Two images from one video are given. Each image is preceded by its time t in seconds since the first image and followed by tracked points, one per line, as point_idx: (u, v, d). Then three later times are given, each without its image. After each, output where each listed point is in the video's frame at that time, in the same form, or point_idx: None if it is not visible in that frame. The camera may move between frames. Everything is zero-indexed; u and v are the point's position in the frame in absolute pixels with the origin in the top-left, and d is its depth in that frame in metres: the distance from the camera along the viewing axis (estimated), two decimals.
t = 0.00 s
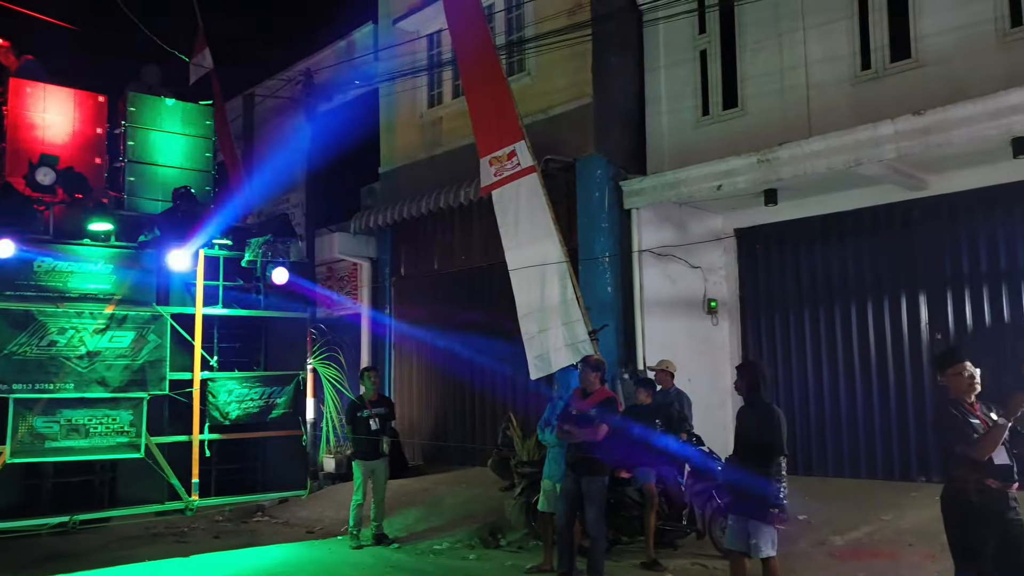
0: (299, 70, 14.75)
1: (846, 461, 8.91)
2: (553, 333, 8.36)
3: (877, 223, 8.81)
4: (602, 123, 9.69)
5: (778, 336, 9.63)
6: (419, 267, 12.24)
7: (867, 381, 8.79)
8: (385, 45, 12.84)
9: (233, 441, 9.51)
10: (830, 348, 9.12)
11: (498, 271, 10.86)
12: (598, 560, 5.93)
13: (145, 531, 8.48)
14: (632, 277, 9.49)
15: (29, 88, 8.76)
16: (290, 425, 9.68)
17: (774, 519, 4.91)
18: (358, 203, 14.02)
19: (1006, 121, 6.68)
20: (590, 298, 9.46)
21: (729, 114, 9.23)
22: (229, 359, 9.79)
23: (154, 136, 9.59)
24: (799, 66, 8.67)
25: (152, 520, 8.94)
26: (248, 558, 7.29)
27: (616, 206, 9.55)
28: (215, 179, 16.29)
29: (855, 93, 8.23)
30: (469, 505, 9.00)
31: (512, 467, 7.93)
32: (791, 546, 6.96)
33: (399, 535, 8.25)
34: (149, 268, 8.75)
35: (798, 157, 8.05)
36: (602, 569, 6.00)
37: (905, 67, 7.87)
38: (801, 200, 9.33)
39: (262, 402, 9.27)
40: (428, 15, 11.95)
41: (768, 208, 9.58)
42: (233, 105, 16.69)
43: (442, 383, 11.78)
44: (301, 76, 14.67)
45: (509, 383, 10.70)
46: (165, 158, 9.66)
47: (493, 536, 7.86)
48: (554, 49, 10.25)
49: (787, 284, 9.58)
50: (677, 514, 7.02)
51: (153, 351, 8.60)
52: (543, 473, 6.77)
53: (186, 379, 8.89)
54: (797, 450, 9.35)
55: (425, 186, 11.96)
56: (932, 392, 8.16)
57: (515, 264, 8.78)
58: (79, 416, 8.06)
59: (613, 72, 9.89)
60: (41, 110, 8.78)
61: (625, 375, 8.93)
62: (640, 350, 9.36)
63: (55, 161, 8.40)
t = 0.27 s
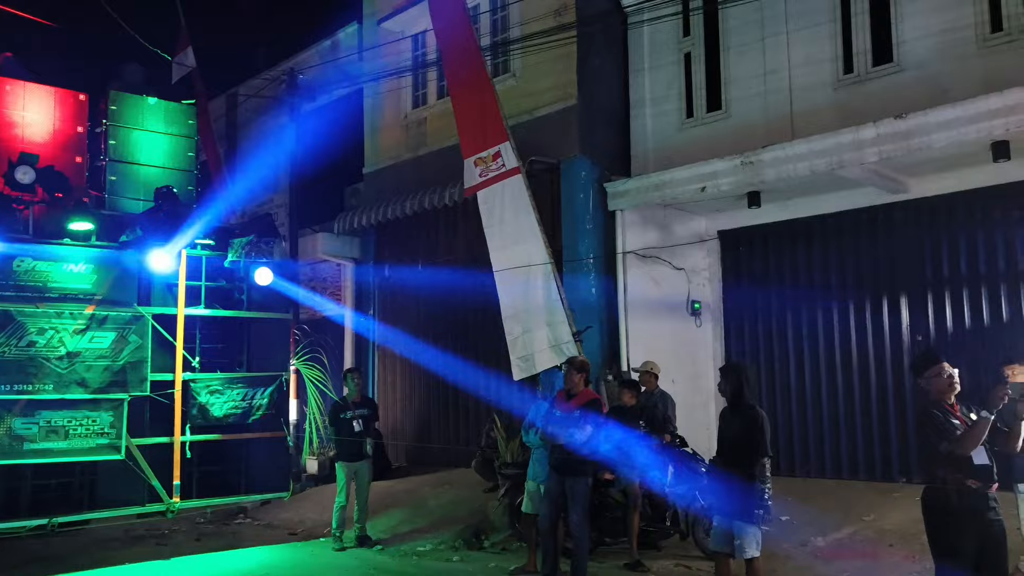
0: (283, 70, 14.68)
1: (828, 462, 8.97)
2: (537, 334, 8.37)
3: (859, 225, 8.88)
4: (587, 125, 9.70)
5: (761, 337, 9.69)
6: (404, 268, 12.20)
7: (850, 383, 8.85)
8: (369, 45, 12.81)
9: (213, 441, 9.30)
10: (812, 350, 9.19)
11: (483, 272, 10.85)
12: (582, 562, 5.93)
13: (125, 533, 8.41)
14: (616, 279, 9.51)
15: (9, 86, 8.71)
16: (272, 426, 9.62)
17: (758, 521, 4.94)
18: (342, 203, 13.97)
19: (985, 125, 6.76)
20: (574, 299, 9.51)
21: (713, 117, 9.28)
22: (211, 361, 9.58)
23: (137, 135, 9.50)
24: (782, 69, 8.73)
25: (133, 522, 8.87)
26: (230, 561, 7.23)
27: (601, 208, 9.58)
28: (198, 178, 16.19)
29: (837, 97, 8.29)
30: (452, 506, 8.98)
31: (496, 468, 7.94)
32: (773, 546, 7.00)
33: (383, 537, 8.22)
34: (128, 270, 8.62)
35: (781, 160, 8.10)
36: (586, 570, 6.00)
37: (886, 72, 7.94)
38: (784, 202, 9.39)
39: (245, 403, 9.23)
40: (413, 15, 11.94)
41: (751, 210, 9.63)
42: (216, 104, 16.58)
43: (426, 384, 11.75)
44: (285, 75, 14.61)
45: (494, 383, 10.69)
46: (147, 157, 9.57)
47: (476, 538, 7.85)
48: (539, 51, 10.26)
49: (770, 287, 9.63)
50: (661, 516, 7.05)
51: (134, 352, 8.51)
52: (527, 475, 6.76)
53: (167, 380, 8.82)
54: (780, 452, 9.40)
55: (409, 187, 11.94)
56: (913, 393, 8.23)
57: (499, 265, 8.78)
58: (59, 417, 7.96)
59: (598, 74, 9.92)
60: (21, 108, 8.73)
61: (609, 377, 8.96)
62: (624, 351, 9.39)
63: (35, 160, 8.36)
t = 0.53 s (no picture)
0: (271, 70, 14.63)
1: (815, 463, 9.00)
2: (527, 336, 8.36)
3: (847, 227, 8.92)
4: (577, 126, 9.71)
5: (749, 339, 9.72)
6: (393, 269, 12.18)
7: (837, 384, 8.89)
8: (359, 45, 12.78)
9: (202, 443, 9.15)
10: (800, 352, 9.23)
11: (472, 273, 10.83)
12: (572, 563, 5.94)
13: (111, 535, 8.35)
14: (606, 280, 9.52)
15: None
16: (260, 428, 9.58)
17: (746, 521, 4.96)
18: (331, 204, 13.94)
19: (972, 128, 6.81)
20: (564, 300, 9.59)
21: (703, 119, 9.31)
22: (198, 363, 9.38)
23: (124, 135, 9.44)
24: (771, 71, 8.77)
25: (119, 524, 8.81)
26: (217, 563, 7.19)
27: (590, 209, 9.59)
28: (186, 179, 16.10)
29: (826, 99, 8.33)
30: (442, 508, 8.97)
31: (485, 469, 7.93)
32: (761, 547, 7.02)
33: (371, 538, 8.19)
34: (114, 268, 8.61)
35: (770, 162, 8.14)
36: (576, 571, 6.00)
37: (874, 74, 7.98)
38: (772, 204, 9.44)
39: (233, 403, 9.28)
40: (402, 15, 11.93)
41: (740, 212, 9.67)
42: (204, 104, 16.51)
43: (415, 386, 11.73)
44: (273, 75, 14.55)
45: (483, 384, 10.68)
46: (135, 156, 9.50)
47: (466, 540, 7.84)
48: (529, 52, 10.27)
49: (758, 289, 9.67)
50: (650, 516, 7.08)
51: (121, 352, 8.45)
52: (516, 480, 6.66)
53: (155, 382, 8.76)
54: (768, 453, 9.43)
55: (398, 188, 11.92)
56: (900, 395, 8.29)
57: (488, 267, 8.78)
58: (45, 419, 7.87)
59: (587, 76, 9.93)
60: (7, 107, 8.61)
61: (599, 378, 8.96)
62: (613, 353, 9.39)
63: (21, 158, 8.06)
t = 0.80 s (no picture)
0: (265, 69, 14.59)
1: (809, 464, 9.03)
2: (523, 336, 8.41)
3: (840, 228, 8.95)
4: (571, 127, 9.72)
5: (743, 339, 9.74)
6: (387, 269, 12.14)
7: (831, 385, 8.92)
8: (353, 45, 12.77)
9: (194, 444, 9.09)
10: (794, 353, 9.25)
11: (467, 273, 10.82)
12: (567, 564, 5.94)
13: (103, 536, 8.31)
14: (600, 281, 9.52)
15: None
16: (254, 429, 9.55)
17: (738, 522, 4.98)
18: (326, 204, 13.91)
19: (966, 130, 6.85)
20: (559, 300, 9.75)
21: (697, 120, 9.32)
22: (191, 362, 9.19)
23: (117, 135, 9.46)
24: (765, 73, 8.80)
25: (112, 526, 8.77)
26: (211, 564, 7.17)
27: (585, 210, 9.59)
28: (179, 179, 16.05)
29: (820, 101, 8.35)
30: (436, 508, 8.97)
31: (480, 470, 7.92)
32: (755, 547, 7.04)
33: (366, 540, 8.18)
34: (106, 270, 8.50)
35: (764, 164, 8.15)
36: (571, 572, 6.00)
37: (868, 76, 8.01)
38: (766, 206, 9.46)
39: (228, 405, 9.25)
40: (397, 15, 11.92)
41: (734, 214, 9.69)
42: (197, 104, 16.45)
43: (410, 387, 11.75)
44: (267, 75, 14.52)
45: (478, 385, 10.67)
46: (126, 158, 9.52)
47: (460, 541, 7.84)
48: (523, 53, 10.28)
49: (752, 290, 9.69)
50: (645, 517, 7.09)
51: (114, 353, 8.42)
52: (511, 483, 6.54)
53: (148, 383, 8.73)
54: (761, 454, 9.45)
55: (392, 188, 11.91)
56: (893, 396, 8.32)
57: (482, 268, 8.78)
58: (38, 419, 7.79)
59: (582, 77, 9.95)
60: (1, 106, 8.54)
61: (593, 379, 8.96)
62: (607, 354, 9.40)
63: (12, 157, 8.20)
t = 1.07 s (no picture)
0: (262, 69, 14.58)
1: (805, 463, 9.05)
2: (519, 336, 8.41)
3: (836, 229, 8.98)
4: (568, 128, 9.74)
5: (739, 340, 9.77)
6: (383, 269, 12.13)
7: (827, 384, 8.95)
8: (349, 46, 12.76)
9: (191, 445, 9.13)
10: (790, 352, 9.28)
11: (464, 273, 10.82)
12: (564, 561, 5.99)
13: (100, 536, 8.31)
14: (597, 281, 9.54)
15: None
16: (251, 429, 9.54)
17: (730, 522, 4.97)
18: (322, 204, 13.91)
19: (961, 131, 6.88)
20: (555, 303, 9.45)
21: (694, 121, 9.34)
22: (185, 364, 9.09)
23: (114, 133, 9.40)
24: (762, 74, 8.82)
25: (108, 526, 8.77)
26: (208, 563, 7.18)
27: (582, 210, 9.60)
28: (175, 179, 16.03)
29: (817, 102, 8.38)
30: (433, 508, 8.98)
31: (477, 470, 7.94)
32: (752, 547, 7.06)
33: (363, 539, 8.18)
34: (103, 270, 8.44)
35: (760, 164, 8.17)
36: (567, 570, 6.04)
37: (864, 77, 8.04)
38: (762, 206, 9.49)
39: (224, 405, 9.22)
40: (393, 16, 11.93)
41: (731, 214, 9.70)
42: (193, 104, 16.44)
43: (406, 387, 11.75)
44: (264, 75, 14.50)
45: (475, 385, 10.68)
46: (121, 157, 9.43)
47: (457, 540, 7.84)
48: (520, 53, 10.28)
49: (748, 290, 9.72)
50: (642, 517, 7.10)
51: (110, 354, 8.46)
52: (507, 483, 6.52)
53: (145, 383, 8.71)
54: (758, 453, 9.48)
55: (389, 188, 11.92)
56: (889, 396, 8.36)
57: (479, 268, 8.80)
58: (34, 419, 7.86)
59: (579, 78, 9.97)
60: None
61: (590, 379, 8.97)
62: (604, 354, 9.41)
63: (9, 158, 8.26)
